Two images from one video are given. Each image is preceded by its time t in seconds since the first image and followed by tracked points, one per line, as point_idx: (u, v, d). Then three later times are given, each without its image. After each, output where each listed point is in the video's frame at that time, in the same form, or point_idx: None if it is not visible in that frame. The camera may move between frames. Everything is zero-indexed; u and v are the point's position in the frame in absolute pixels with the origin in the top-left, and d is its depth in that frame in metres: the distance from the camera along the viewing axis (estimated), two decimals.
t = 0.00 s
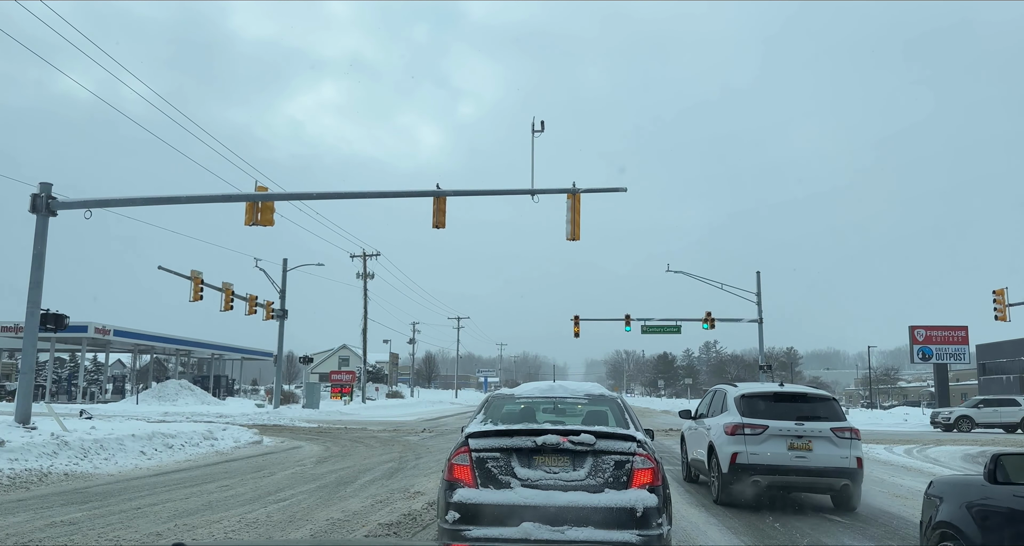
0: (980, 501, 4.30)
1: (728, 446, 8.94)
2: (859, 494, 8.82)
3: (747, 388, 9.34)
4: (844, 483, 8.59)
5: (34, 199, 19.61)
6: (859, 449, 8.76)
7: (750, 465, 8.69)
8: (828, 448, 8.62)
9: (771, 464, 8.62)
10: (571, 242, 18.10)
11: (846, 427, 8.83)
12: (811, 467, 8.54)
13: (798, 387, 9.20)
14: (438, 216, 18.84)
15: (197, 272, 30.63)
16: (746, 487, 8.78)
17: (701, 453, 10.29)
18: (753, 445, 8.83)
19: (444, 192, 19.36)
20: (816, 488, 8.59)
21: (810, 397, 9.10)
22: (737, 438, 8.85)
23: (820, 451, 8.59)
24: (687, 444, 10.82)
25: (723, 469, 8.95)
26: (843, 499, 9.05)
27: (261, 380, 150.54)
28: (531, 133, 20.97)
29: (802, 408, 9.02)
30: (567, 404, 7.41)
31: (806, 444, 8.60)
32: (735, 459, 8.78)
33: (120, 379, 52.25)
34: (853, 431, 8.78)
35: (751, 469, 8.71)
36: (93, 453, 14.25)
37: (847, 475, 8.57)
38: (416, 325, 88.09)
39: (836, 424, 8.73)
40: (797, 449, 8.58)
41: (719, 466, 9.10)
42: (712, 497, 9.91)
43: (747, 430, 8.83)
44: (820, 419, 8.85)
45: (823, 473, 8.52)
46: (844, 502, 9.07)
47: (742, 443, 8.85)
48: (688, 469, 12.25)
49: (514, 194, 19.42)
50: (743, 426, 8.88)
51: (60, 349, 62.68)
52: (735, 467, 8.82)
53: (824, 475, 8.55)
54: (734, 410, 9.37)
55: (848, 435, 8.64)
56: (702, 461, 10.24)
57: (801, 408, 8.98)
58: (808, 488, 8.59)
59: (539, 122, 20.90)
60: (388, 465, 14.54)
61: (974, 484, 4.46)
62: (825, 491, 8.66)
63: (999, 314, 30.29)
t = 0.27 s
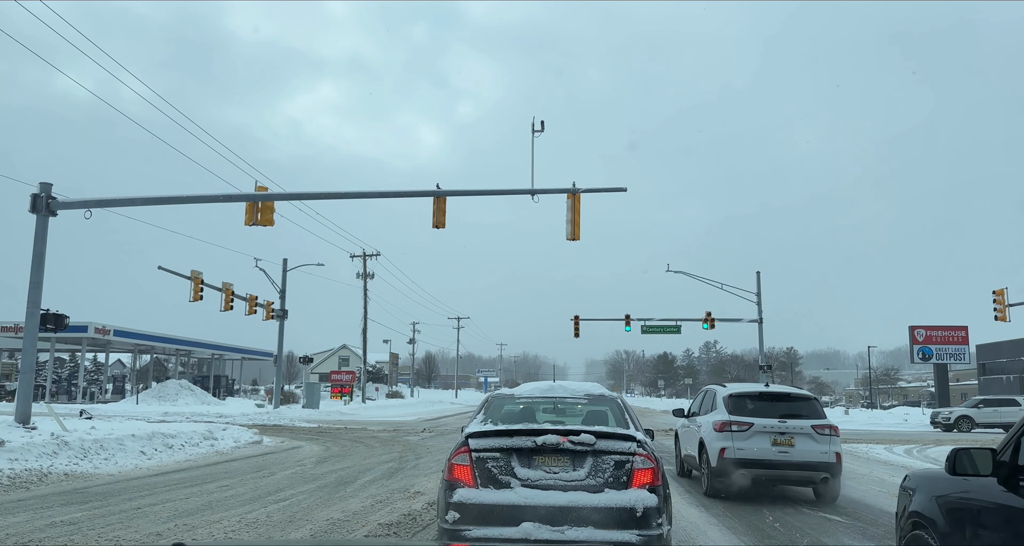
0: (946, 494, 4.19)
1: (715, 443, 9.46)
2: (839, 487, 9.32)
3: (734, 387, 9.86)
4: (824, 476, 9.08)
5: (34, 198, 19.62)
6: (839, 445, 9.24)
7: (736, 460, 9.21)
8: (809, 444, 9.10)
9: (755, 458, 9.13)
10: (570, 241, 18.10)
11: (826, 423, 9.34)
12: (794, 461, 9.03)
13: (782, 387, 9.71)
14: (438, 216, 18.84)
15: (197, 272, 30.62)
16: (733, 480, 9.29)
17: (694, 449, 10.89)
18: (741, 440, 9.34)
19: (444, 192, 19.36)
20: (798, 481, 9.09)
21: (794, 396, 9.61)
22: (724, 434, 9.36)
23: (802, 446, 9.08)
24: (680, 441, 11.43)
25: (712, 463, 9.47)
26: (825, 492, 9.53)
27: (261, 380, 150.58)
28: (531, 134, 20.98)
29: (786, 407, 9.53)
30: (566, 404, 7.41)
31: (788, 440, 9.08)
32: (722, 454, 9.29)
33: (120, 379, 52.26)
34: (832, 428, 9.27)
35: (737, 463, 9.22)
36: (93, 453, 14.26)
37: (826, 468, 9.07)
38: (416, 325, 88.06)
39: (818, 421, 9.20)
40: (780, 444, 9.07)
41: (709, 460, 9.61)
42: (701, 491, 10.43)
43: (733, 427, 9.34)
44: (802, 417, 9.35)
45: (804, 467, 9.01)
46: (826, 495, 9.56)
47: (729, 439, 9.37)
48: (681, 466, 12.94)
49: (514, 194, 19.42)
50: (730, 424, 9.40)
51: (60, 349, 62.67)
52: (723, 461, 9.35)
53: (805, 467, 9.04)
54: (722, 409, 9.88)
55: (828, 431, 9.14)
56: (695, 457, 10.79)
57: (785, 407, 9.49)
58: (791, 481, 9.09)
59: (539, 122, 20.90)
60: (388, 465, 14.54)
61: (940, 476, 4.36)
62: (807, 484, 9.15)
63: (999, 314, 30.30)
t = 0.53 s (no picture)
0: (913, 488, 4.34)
1: (704, 439, 10.16)
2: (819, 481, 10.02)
3: (722, 388, 10.58)
4: (805, 470, 9.77)
5: (34, 199, 19.62)
6: (818, 442, 9.96)
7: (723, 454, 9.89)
8: (791, 440, 9.81)
9: (741, 453, 9.81)
10: (571, 242, 18.10)
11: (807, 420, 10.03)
12: (776, 456, 9.73)
13: (767, 387, 10.43)
14: (438, 216, 18.84)
15: (197, 272, 30.63)
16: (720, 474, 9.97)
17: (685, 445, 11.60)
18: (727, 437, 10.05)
19: (444, 192, 19.37)
20: (781, 475, 9.78)
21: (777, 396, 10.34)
22: (712, 431, 10.05)
23: (784, 442, 9.79)
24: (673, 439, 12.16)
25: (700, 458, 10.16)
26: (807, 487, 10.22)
27: (261, 380, 150.58)
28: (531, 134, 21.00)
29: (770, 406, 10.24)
30: (566, 404, 7.41)
31: (771, 436, 9.78)
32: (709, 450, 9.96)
33: (120, 379, 52.27)
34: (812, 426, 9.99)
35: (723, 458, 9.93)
36: (94, 453, 14.25)
37: (807, 463, 9.76)
38: (416, 325, 88.13)
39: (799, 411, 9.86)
40: (763, 440, 9.77)
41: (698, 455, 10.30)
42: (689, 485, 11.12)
43: (721, 424, 10.06)
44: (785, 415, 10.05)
45: (786, 462, 9.71)
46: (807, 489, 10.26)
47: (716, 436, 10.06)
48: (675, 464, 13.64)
49: (514, 194, 19.42)
50: (718, 421, 10.11)
51: (60, 349, 62.66)
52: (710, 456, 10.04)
53: (786, 461, 9.75)
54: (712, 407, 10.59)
55: (808, 428, 9.86)
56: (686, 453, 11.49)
57: (768, 406, 10.21)
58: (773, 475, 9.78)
59: (539, 122, 20.92)
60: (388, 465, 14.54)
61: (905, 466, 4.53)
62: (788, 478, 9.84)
63: (998, 314, 30.31)
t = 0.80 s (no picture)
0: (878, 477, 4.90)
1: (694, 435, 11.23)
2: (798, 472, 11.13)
3: (711, 389, 11.64)
4: (785, 464, 10.88)
5: (34, 198, 19.62)
6: (798, 437, 11.07)
7: (712, 449, 10.96)
8: (774, 436, 10.90)
9: (729, 447, 10.89)
10: (570, 241, 18.10)
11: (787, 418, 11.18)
12: (760, 450, 10.83)
13: (752, 387, 11.54)
14: (438, 216, 18.83)
15: (197, 271, 30.64)
16: (709, 467, 11.04)
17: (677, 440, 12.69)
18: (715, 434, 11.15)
19: (444, 192, 19.36)
20: (764, 468, 10.88)
21: (762, 396, 11.41)
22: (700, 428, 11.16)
23: (767, 438, 10.88)
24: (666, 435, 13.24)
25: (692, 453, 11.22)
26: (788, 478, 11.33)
27: (261, 380, 150.62)
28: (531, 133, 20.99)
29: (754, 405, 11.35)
30: (567, 404, 7.41)
31: (756, 432, 10.86)
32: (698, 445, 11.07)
33: (120, 379, 52.28)
34: (793, 423, 11.08)
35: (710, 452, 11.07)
36: (94, 453, 14.25)
37: (788, 457, 10.86)
38: (416, 325, 88.07)
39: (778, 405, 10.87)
40: (748, 436, 10.85)
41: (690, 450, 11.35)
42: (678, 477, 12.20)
43: (710, 421, 11.12)
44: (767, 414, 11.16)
45: (769, 456, 10.82)
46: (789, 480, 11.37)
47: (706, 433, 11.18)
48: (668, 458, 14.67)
49: (514, 194, 19.42)
50: (707, 419, 11.17)
51: (60, 349, 62.63)
52: (701, 450, 11.11)
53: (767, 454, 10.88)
54: (701, 406, 11.65)
55: (789, 425, 10.96)
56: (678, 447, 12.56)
57: (754, 405, 11.29)
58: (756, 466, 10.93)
59: (539, 122, 20.91)
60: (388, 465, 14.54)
61: (873, 458, 5.08)
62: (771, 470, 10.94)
63: (998, 314, 30.31)
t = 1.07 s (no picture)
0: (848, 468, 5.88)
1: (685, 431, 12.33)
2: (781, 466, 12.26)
3: (701, 389, 12.74)
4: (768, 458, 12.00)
5: (34, 198, 19.63)
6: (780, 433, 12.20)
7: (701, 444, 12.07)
8: (758, 433, 12.03)
9: (716, 443, 12.00)
10: (571, 241, 18.10)
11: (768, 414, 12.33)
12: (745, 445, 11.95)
13: (738, 388, 12.64)
14: (438, 216, 18.83)
15: (197, 271, 30.66)
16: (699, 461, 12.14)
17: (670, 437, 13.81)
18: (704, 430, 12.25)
19: (444, 192, 19.37)
20: (749, 461, 12.00)
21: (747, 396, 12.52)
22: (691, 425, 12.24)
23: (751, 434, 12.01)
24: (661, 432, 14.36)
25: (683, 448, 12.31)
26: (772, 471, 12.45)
27: (261, 379, 150.64)
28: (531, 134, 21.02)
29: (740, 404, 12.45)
30: (567, 403, 7.42)
31: (742, 429, 11.98)
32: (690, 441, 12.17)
33: (120, 379, 52.28)
34: (775, 421, 12.20)
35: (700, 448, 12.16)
36: (94, 453, 14.25)
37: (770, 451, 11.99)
38: (416, 325, 87.99)
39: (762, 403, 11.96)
40: (734, 432, 11.96)
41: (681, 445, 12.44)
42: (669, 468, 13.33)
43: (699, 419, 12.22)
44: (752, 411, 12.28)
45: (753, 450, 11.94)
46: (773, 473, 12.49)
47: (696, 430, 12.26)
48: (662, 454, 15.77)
49: (514, 194, 19.42)
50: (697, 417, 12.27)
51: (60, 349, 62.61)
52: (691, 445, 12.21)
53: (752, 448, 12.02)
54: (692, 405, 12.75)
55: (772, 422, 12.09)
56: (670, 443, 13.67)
57: (740, 404, 12.41)
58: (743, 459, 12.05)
59: (539, 122, 20.94)
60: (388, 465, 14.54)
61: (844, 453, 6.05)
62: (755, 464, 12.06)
63: (998, 314, 30.31)
